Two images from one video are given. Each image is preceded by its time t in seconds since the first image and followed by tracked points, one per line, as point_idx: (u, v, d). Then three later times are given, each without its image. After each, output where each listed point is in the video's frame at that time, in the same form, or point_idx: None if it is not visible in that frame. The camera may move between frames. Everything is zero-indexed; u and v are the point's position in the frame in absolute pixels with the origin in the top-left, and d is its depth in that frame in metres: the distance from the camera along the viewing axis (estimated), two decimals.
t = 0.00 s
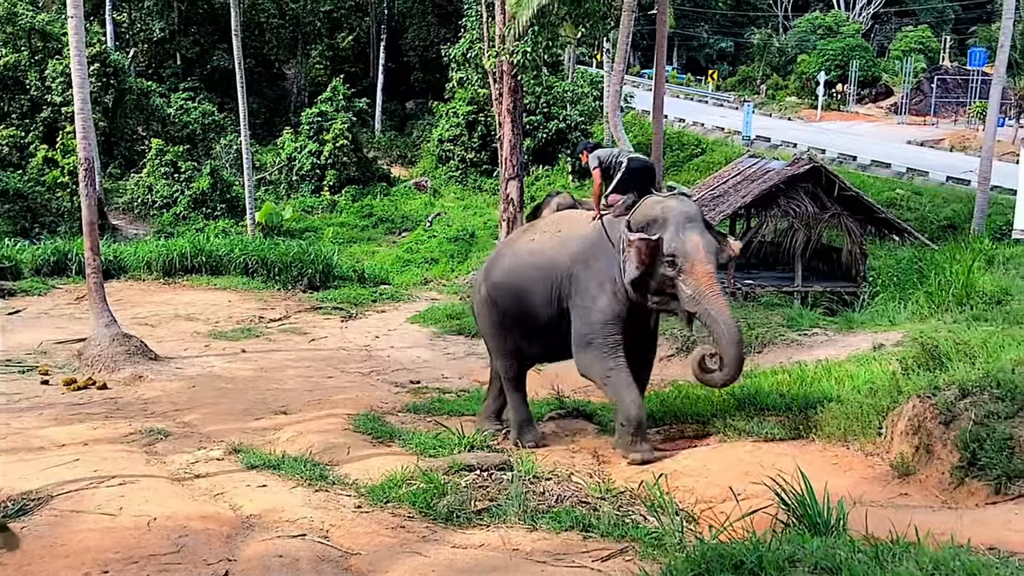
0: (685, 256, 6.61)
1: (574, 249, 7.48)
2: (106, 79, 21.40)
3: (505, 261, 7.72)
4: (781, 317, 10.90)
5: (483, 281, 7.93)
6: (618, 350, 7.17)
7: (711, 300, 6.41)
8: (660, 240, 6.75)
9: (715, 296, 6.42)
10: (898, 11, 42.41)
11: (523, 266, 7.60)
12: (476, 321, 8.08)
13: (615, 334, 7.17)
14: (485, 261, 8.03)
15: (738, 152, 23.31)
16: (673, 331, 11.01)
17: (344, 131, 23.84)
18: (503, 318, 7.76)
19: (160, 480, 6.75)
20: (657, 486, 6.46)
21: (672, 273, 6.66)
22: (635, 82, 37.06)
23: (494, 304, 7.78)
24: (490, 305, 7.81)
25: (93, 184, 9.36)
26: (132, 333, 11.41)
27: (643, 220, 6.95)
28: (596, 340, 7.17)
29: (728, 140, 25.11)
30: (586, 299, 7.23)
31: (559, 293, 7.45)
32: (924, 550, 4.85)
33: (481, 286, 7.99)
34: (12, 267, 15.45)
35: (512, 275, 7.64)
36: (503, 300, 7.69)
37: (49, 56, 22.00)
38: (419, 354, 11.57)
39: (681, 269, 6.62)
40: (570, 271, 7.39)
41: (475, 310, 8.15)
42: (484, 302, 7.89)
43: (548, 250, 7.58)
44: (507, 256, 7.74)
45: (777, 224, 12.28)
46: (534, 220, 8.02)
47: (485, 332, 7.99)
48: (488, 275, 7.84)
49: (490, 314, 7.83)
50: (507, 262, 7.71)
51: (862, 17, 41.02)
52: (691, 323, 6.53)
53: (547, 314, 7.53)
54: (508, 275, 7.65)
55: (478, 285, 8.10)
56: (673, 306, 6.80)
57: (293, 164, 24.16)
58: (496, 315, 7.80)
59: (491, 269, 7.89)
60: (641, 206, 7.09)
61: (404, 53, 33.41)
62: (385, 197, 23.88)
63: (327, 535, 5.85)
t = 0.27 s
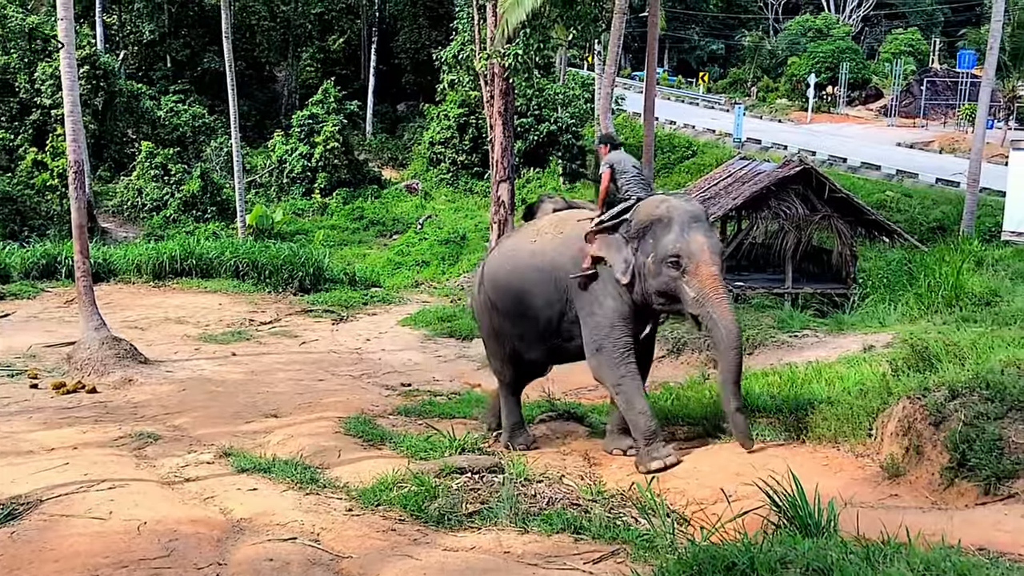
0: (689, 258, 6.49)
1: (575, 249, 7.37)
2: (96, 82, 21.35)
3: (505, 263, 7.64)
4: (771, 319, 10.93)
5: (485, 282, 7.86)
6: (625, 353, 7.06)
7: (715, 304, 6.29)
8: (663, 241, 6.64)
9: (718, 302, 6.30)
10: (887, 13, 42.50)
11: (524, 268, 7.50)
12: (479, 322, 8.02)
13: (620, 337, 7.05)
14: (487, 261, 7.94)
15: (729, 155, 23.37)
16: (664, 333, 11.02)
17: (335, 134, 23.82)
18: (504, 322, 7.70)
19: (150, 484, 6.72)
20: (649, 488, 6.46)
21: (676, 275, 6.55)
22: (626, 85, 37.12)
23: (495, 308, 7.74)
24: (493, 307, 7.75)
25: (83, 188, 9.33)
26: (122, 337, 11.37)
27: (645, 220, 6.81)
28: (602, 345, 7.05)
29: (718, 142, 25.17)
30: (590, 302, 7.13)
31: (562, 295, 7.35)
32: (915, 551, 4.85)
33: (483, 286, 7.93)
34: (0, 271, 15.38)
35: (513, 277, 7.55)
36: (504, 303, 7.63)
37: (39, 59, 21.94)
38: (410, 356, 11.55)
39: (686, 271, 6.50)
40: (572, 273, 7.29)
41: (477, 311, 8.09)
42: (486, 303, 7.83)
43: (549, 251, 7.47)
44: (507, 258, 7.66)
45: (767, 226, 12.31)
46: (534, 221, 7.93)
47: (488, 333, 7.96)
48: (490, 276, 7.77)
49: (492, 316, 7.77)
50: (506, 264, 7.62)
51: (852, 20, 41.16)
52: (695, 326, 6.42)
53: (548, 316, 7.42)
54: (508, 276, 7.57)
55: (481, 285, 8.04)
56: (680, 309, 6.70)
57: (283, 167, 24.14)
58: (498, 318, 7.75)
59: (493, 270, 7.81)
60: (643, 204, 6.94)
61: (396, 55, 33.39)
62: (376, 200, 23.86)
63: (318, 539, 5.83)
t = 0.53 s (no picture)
0: (694, 251, 6.51)
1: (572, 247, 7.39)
2: (85, 85, 21.27)
3: (503, 264, 7.70)
4: (762, 321, 10.95)
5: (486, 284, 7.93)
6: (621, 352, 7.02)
7: (721, 300, 6.36)
8: (669, 233, 6.64)
9: (723, 296, 6.37)
10: (877, 16, 42.59)
11: (521, 268, 7.55)
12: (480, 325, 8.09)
13: (617, 335, 7.02)
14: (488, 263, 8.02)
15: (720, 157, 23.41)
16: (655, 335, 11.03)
17: (325, 136, 23.78)
18: (503, 323, 7.77)
19: (140, 488, 6.69)
20: (640, 490, 6.46)
21: (680, 268, 6.56)
22: (617, 87, 37.16)
23: (494, 309, 7.82)
24: (492, 308, 7.82)
25: (72, 191, 9.30)
26: (112, 340, 11.33)
27: (651, 212, 6.80)
28: (600, 344, 7.02)
29: (709, 145, 25.20)
30: (586, 299, 7.11)
31: (558, 294, 7.35)
32: (906, 553, 4.86)
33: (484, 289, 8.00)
34: None
35: (510, 278, 7.60)
36: (503, 303, 7.68)
37: (28, 61, 21.86)
38: (400, 359, 11.54)
39: (690, 264, 6.53)
40: (569, 271, 7.29)
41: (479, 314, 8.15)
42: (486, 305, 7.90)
43: (546, 250, 7.51)
44: (506, 259, 7.72)
45: (758, 228, 12.33)
46: (532, 221, 7.93)
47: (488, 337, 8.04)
48: (489, 277, 7.83)
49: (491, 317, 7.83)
50: (505, 265, 7.68)
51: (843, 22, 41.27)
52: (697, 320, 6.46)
53: (545, 315, 7.42)
54: (506, 277, 7.62)
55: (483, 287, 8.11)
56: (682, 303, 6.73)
57: (274, 169, 24.09)
58: (497, 320, 7.82)
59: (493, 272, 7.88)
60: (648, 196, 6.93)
61: (386, 58, 33.35)
62: (367, 202, 23.82)
63: (308, 542, 5.81)
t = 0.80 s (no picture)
0: (696, 241, 6.32)
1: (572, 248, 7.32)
2: (73, 87, 21.18)
3: (505, 269, 7.64)
4: (751, 323, 10.98)
5: (486, 291, 7.87)
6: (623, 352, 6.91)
7: (723, 290, 6.13)
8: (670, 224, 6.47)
9: (725, 286, 6.13)
10: (865, 19, 42.77)
11: (522, 272, 7.49)
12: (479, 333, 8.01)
13: (619, 334, 6.89)
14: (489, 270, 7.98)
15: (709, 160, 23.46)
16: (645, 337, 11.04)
17: (314, 139, 23.76)
18: (503, 329, 7.64)
19: (129, 492, 6.66)
20: (629, 493, 6.46)
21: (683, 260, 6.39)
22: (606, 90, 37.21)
23: (495, 315, 7.70)
24: (492, 315, 7.74)
25: (60, 194, 9.26)
26: (99, 343, 11.28)
27: (654, 201, 6.61)
28: (603, 343, 6.91)
29: (698, 147, 25.26)
30: (588, 299, 7.03)
31: (560, 297, 7.28)
32: (895, 555, 4.87)
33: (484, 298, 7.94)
34: None
35: (511, 282, 7.53)
36: (503, 308, 7.60)
37: (16, 64, 21.77)
38: (390, 362, 11.52)
39: (693, 255, 6.34)
40: (569, 273, 7.22)
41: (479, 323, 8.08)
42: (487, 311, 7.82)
43: (545, 253, 7.46)
44: (506, 265, 7.68)
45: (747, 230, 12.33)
46: (532, 226, 7.92)
47: (487, 346, 7.91)
48: (489, 284, 7.78)
49: (491, 324, 7.74)
50: (505, 271, 7.62)
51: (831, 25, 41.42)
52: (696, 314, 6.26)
53: (547, 318, 7.33)
54: (507, 283, 7.55)
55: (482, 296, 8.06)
56: (684, 296, 6.50)
57: (263, 172, 24.07)
58: (497, 326, 7.70)
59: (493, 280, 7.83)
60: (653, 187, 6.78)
61: (376, 60, 33.31)
62: (357, 205, 23.79)
63: (298, 546, 5.79)
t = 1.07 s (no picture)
0: (701, 248, 6.04)
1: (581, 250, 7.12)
2: (59, 90, 21.05)
3: (511, 272, 7.45)
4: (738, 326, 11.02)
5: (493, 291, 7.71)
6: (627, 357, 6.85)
7: (728, 300, 5.86)
8: (677, 228, 6.22)
9: (730, 296, 5.87)
10: (851, 23, 42.93)
11: (529, 275, 7.30)
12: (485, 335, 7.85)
13: (625, 338, 6.81)
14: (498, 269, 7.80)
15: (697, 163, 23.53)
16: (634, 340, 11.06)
17: (301, 142, 23.72)
18: (510, 332, 7.47)
19: (115, 497, 6.62)
20: (617, 496, 6.47)
21: (689, 266, 6.15)
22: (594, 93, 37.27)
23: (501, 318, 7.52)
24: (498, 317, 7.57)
25: (46, 198, 9.22)
26: (85, 348, 11.23)
27: (662, 204, 6.36)
28: (607, 348, 6.82)
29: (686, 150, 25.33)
30: (595, 301, 6.89)
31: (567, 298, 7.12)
32: (881, 556, 4.89)
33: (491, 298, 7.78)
34: None
35: (519, 285, 7.35)
36: (509, 310, 7.43)
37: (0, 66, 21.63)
38: (378, 366, 11.50)
39: (698, 262, 6.07)
40: (578, 274, 7.05)
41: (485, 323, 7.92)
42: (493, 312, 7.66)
43: (553, 253, 7.26)
44: (514, 265, 7.51)
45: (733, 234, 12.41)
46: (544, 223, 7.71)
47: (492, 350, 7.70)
48: (497, 285, 7.62)
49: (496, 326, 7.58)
50: (513, 273, 7.45)
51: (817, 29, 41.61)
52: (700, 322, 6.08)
53: (555, 321, 7.19)
54: (514, 284, 7.39)
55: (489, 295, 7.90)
56: (694, 302, 6.31)
57: (250, 175, 23.99)
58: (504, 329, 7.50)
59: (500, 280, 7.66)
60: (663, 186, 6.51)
61: (363, 63, 33.26)
62: (344, 208, 23.75)
63: (285, 550, 5.77)
